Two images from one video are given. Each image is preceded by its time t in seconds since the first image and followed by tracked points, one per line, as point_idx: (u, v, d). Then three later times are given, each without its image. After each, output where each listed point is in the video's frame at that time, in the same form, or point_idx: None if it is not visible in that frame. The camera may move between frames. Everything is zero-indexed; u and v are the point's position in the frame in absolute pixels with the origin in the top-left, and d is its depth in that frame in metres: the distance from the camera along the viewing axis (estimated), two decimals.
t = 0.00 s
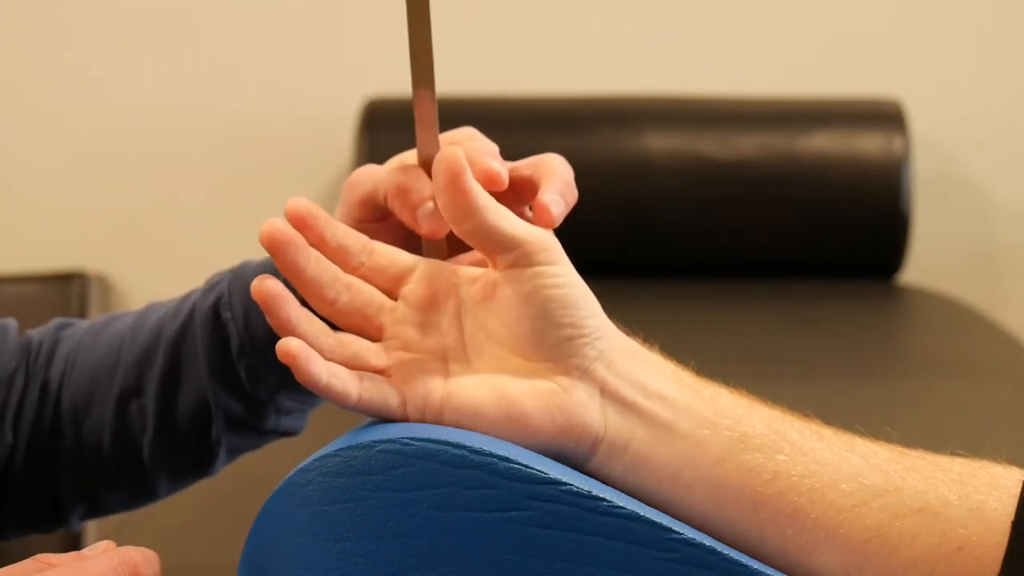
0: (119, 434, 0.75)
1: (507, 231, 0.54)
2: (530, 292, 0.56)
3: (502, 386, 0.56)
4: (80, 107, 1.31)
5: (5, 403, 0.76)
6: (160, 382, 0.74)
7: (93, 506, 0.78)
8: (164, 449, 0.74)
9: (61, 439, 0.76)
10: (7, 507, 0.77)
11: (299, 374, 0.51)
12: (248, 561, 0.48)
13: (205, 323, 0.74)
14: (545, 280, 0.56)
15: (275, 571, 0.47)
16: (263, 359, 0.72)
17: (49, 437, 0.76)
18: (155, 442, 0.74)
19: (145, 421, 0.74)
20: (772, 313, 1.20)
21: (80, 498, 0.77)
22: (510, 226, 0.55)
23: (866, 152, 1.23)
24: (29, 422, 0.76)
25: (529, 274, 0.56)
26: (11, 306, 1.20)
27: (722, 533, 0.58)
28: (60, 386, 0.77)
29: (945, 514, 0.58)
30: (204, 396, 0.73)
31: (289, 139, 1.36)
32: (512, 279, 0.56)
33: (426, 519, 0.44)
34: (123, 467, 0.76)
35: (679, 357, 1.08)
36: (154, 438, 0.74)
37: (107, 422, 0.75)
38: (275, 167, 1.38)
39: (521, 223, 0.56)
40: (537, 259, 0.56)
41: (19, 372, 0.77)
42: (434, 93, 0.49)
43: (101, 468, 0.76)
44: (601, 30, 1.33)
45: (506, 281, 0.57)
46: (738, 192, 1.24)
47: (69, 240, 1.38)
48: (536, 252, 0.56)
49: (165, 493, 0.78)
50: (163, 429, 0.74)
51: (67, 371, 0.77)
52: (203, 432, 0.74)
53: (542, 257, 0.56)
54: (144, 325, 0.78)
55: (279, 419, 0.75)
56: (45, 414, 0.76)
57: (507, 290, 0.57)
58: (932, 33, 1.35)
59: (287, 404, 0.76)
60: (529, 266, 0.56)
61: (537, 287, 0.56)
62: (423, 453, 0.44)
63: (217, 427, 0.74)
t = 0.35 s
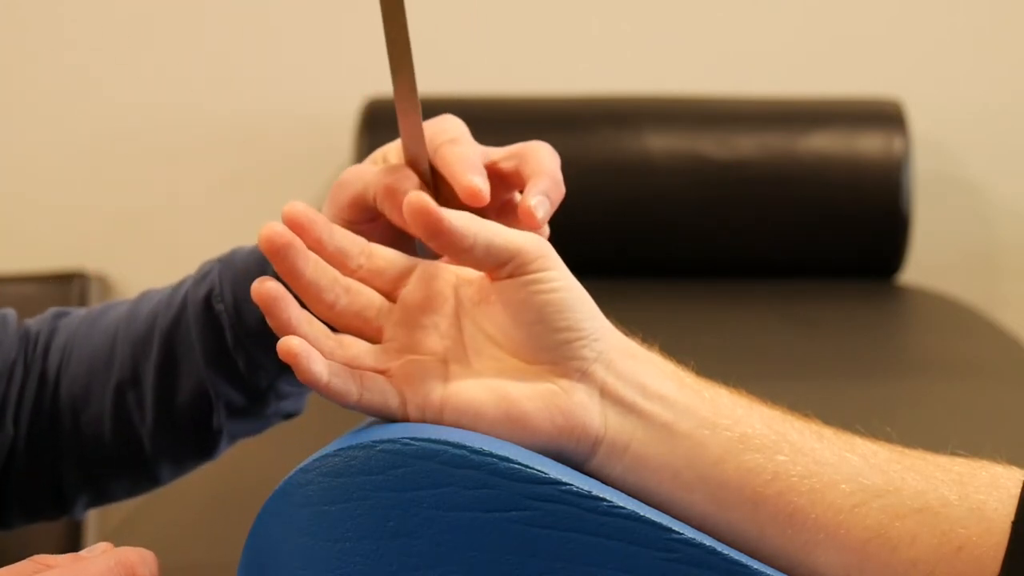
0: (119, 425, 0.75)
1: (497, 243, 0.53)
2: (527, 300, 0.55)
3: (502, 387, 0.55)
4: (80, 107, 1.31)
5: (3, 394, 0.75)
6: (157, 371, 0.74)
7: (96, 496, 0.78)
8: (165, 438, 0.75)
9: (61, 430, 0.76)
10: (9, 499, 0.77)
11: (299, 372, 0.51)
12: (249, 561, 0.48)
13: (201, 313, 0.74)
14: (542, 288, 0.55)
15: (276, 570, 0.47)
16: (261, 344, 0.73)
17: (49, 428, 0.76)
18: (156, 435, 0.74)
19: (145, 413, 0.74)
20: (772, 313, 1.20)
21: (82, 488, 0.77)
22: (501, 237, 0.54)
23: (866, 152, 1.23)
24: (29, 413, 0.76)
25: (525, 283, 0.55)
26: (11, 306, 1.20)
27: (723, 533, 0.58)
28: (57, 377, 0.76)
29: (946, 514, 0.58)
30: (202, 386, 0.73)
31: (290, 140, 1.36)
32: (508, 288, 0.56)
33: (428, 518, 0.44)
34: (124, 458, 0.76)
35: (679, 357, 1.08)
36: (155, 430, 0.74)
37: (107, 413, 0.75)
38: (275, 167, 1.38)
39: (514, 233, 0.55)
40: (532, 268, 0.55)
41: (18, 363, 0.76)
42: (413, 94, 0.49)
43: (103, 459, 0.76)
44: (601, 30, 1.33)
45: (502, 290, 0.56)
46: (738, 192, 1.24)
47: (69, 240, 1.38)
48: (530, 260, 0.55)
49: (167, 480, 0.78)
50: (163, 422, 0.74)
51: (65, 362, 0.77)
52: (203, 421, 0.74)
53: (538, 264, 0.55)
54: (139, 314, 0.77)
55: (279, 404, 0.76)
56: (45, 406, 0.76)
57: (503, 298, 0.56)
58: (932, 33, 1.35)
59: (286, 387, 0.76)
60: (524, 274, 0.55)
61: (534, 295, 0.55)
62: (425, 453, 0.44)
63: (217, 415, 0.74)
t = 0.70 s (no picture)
0: (127, 424, 0.75)
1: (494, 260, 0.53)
2: (524, 308, 0.55)
3: (502, 388, 0.56)
4: (81, 107, 1.31)
5: (11, 390, 0.75)
6: (165, 372, 0.74)
7: (102, 492, 0.79)
8: (173, 435, 0.75)
9: (69, 427, 0.76)
10: (17, 493, 0.77)
11: (301, 372, 0.51)
12: (249, 561, 0.48)
13: (210, 313, 0.74)
14: (539, 294, 0.55)
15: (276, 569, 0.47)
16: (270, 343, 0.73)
17: (56, 422, 0.76)
18: (163, 434, 0.75)
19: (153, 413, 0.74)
20: (772, 313, 1.20)
21: (89, 483, 0.78)
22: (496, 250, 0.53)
23: (866, 152, 1.23)
24: (36, 408, 0.76)
25: (520, 291, 0.55)
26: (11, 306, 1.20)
27: (723, 533, 0.58)
28: (64, 371, 0.76)
29: (946, 514, 0.58)
30: (210, 386, 0.74)
31: (290, 140, 1.36)
32: (503, 297, 0.55)
33: (428, 517, 0.44)
34: (131, 456, 0.76)
35: (679, 357, 1.08)
36: (163, 429, 0.74)
37: (114, 411, 0.75)
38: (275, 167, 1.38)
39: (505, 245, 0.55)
40: (527, 276, 0.55)
41: (25, 359, 0.76)
42: (406, 84, 0.47)
43: (110, 456, 0.76)
44: (601, 30, 1.33)
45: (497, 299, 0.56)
46: (738, 192, 1.24)
47: (69, 240, 1.38)
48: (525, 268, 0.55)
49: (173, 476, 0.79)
50: (171, 421, 0.74)
51: (73, 358, 0.76)
52: (210, 420, 0.75)
53: (533, 272, 0.55)
54: (146, 310, 0.77)
55: (286, 403, 0.76)
56: (52, 402, 0.76)
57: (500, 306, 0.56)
58: (932, 33, 1.35)
59: (292, 386, 0.77)
60: (518, 281, 0.55)
61: (532, 301, 0.55)
62: (426, 453, 0.44)
63: (225, 415, 0.75)
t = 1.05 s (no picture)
0: (131, 426, 0.75)
1: (486, 276, 0.53)
2: (521, 314, 0.55)
3: (502, 390, 0.56)
4: (81, 107, 1.31)
5: (15, 391, 0.75)
6: (168, 373, 0.74)
7: (107, 494, 0.79)
8: (176, 437, 0.75)
9: (73, 428, 0.76)
10: (22, 495, 0.78)
11: (301, 372, 0.51)
12: (250, 561, 0.48)
13: (215, 315, 0.74)
14: (537, 300, 0.55)
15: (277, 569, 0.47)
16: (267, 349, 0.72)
17: (61, 424, 0.76)
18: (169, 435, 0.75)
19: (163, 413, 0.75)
20: (772, 313, 1.20)
21: (93, 485, 0.78)
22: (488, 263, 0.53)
23: (866, 152, 1.23)
24: (41, 410, 0.76)
25: (516, 297, 0.55)
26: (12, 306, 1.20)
27: (723, 533, 0.59)
28: (69, 373, 0.76)
29: (946, 514, 0.59)
30: (214, 388, 0.74)
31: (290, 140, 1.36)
32: (499, 303, 0.55)
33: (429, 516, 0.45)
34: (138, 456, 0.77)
35: (679, 357, 1.08)
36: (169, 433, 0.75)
37: (118, 413, 0.75)
38: (276, 167, 1.38)
39: (498, 254, 0.55)
40: (523, 283, 0.55)
41: (30, 360, 0.76)
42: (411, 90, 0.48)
43: (114, 458, 0.76)
44: (601, 29, 1.33)
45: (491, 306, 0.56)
46: (738, 192, 1.24)
47: (70, 239, 1.38)
48: (520, 275, 0.55)
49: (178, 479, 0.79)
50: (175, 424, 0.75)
51: (78, 360, 0.77)
52: (214, 423, 0.75)
53: (528, 278, 0.55)
54: (150, 312, 0.77)
55: (289, 405, 0.76)
56: (57, 404, 0.76)
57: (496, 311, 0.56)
58: (932, 33, 1.35)
59: (296, 388, 0.77)
60: (514, 287, 0.55)
61: (529, 306, 0.55)
62: (425, 453, 0.44)
63: (228, 417, 0.75)
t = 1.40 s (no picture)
0: (124, 441, 0.75)
1: (485, 281, 0.53)
2: (520, 316, 0.55)
3: (501, 390, 0.56)
4: (81, 107, 1.31)
5: (8, 407, 0.75)
6: (162, 388, 0.74)
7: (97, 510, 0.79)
8: (169, 451, 0.75)
9: (65, 445, 0.76)
10: (11, 514, 0.77)
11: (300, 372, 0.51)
12: (249, 561, 0.48)
13: (209, 327, 0.74)
14: (537, 302, 0.55)
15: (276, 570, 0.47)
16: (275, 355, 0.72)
17: (53, 441, 0.76)
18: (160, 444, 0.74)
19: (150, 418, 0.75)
20: (773, 313, 1.20)
21: (85, 501, 0.78)
22: (486, 267, 0.53)
23: (866, 152, 1.23)
24: (33, 426, 0.76)
25: (515, 300, 0.55)
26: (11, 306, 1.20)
27: (724, 533, 0.59)
28: (61, 389, 0.76)
29: (946, 514, 0.59)
30: (207, 401, 0.73)
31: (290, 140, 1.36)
32: (498, 307, 0.55)
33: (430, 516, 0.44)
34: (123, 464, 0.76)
35: (679, 357, 1.08)
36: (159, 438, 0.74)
37: (111, 429, 0.75)
38: (275, 167, 1.38)
39: (495, 258, 0.54)
40: (521, 286, 0.55)
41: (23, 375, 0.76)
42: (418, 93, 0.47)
43: (107, 474, 0.76)
44: (601, 28, 1.33)
45: (489, 309, 0.56)
46: (738, 192, 1.24)
47: (69, 239, 1.38)
48: (518, 278, 0.55)
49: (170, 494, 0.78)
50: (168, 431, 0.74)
51: (72, 376, 0.77)
52: (207, 437, 0.75)
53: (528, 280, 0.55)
54: (143, 327, 0.77)
55: (282, 419, 0.76)
56: (48, 420, 0.76)
57: (494, 314, 0.56)
58: (932, 33, 1.35)
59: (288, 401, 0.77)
60: (513, 289, 0.55)
61: (528, 309, 0.55)
62: (425, 453, 0.44)
63: (221, 430, 0.74)
